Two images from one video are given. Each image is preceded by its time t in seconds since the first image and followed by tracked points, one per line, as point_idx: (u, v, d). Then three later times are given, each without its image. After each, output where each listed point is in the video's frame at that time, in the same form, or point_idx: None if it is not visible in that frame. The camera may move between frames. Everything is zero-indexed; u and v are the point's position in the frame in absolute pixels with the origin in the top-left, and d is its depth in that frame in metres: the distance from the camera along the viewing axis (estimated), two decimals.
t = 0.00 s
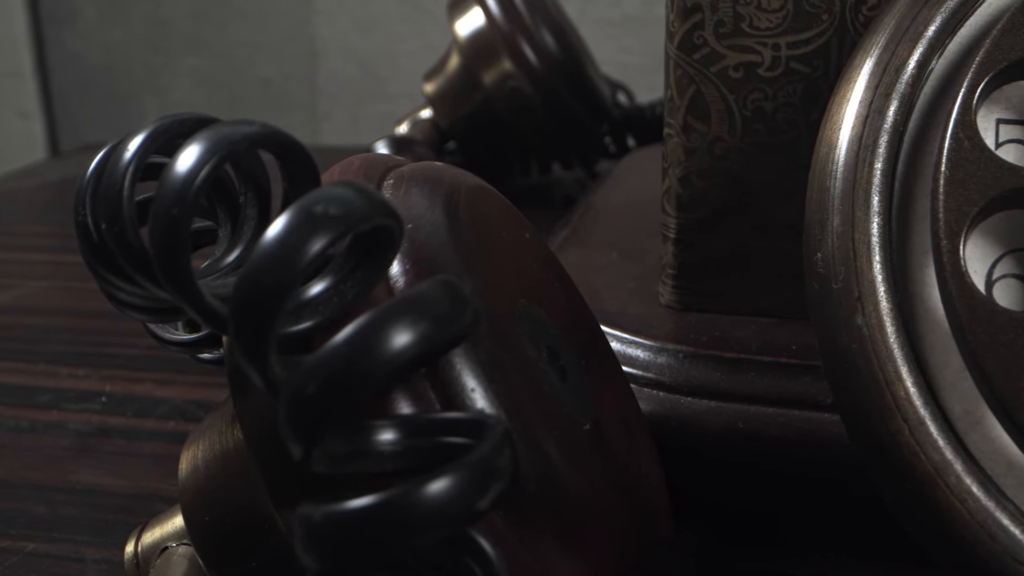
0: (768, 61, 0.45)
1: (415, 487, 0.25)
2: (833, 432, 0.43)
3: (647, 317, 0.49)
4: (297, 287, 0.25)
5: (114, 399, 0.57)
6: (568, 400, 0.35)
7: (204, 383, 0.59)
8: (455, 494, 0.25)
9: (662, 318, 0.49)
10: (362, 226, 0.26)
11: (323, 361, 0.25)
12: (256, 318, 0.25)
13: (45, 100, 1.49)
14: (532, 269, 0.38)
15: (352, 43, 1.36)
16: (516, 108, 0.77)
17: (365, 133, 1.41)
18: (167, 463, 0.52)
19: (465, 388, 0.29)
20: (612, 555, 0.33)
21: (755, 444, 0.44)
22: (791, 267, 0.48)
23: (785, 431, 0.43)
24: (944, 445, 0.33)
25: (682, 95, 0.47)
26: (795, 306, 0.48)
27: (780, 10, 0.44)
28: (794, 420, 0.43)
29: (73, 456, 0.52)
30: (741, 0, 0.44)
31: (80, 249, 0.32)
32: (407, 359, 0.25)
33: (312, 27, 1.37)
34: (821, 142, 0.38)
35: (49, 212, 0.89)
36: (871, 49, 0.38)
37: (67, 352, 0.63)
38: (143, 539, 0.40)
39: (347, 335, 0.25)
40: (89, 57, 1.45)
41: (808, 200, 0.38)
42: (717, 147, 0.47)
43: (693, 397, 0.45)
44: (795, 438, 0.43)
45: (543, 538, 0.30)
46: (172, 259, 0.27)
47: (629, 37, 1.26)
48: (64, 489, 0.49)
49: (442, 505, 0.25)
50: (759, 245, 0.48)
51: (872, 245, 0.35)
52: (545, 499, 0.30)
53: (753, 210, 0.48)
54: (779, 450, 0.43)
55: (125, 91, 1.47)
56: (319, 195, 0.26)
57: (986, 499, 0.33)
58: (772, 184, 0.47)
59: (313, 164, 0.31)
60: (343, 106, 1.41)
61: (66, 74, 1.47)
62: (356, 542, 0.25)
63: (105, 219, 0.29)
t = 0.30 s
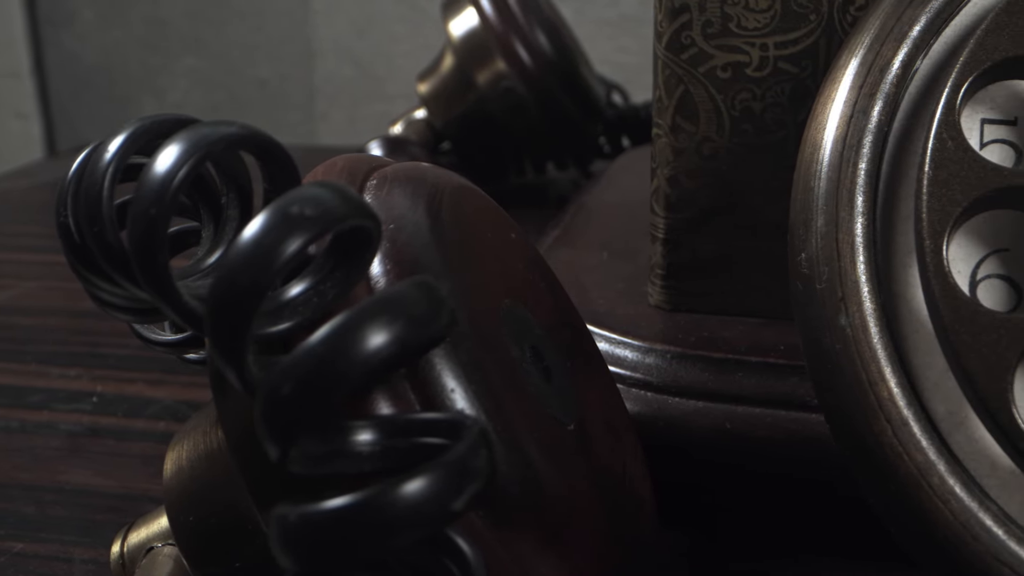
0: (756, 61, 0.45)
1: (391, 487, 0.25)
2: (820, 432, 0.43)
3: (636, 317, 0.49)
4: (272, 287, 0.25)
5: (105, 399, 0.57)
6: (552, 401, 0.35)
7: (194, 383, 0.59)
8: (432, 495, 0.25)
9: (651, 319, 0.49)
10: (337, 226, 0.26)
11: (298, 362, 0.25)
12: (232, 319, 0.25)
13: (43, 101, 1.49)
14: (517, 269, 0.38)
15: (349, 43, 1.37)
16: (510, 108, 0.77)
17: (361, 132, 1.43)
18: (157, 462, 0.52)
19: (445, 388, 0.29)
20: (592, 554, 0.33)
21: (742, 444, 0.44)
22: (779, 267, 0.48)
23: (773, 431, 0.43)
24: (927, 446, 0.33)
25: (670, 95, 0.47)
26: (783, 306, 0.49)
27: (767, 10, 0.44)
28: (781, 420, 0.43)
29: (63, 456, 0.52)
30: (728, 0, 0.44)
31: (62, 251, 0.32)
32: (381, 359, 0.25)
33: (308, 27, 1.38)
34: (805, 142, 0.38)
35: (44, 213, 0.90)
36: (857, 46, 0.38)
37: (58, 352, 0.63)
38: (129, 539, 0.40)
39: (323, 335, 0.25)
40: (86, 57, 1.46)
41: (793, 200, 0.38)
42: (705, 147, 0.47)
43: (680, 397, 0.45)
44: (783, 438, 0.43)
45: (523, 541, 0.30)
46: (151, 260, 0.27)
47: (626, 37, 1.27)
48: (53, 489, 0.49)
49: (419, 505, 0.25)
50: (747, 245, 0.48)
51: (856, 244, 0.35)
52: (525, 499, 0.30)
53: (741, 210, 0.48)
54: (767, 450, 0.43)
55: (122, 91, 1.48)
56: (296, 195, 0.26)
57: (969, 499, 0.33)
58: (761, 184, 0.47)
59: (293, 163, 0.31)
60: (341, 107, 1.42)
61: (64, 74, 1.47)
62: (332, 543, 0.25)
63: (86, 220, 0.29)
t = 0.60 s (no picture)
0: (745, 61, 0.45)
1: (370, 488, 0.25)
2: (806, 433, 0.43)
3: (626, 317, 0.49)
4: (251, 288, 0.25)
5: (97, 400, 0.57)
6: (538, 402, 0.35)
7: (186, 383, 0.59)
8: (411, 496, 0.25)
9: (641, 319, 0.49)
10: (315, 227, 0.26)
11: (277, 363, 0.25)
12: (212, 320, 0.25)
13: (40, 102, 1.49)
14: (504, 269, 0.38)
15: (347, 42, 1.38)
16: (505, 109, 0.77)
17: (358, 131, 1.43)
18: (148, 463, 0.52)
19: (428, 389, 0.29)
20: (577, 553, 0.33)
21: (731, 445, 0.44)
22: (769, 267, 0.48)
23: (762, 431, 0.43)
24: (912, 446, 0.33)
25: (660, 95, 0.46)
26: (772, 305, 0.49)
27: (756, 11, 0.44)
28: (770, 420, 0.43)
29: (54, 457, 0.52)
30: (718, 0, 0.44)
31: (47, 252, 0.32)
32: (360, 360, 0.25)
33: (306, 28, 1.39)
34: (792, 143, 0.38)
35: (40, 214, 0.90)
36: (844, 46, 0.38)
37: (51, 353, 0.63)
38: (117, 539, 0.40)
39: (303, 336, 0.25)
40: (83, 56, 1.47)
41: (779, 200, 0.38)
42: (695, 148, 0.47)
43: (669, 397, 0.45)
44: (771, 438, 0.43)
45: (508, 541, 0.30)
46: (130, 261, 0.27)
47: (623, 38, 1.28)
48: (43, 490, 0.49)
49: (398, 506, 0.25)
50: (736, 245, 0.48)
51: (842, 245, 0.35)
52: (508, 500, 0.30)
53: (731, 211, 0.48)
54: (754, 449, 0.44)
55: (118, 90, 1.49)
56: (275, 196, 0.26)
57: (955, 500, 0.33)
58: (750, 184, 0.47)
59: (272, 161, 0.31)
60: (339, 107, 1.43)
61: (61, 72, 1.48)
62: (311, 544, 0.25)
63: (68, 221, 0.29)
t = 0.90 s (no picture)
0: (734, 61, 0.45)
1: (348, 488, 0.25)
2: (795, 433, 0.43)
3: (616, 317, 0.49)
4: (229, 288, 0.25)
5: (89, 400, 0.58)
6: (523, 402, 0.35)
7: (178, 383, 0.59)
8: (388, 496, 0.25)
9: (631, 319, 0.49)
10: (293, 226, 0.26)
11: (255, 363, 0.25)
12: (190, 320, 0.25)
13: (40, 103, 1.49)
14: (490, 269, 0.38)
15: (345, 43, 1.38)
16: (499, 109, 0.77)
17: (356, 131, 1.43)
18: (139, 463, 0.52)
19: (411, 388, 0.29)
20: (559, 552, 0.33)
21: (719, 445, 0.44)
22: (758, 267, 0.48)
23: (750, 431, 0.43)
24: (897, 447, 0.33)
25: (649, 96, 0.46)
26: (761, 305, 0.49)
27: (745, 11, 0.44)
28: (758, 420, 0.43)
29: (45, 457, 0.52)
30: (707, 0, 0.44)
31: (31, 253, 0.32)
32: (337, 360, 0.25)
33: (304, 28, 1.39)
34: (779, 143, 0.38)
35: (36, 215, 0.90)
36: (830, 46, 0.38)
37: (45, 353, 0.63)
38: (104, 540, 0.40)
39: (281, 336, 0.25)
40: (82, 56, 1.48)
41: (766, 201, 0.38)
42: (685, 148, 0.47)
43: (657, 398, 0.44)
44: (760, 439, 0.43)
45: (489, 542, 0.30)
46: (110, 262, 0.27)
47: (620, 37, 1.28)
48: (33, 490, 0.49)
49: (375, 506, 0.25)
50: (726, 245, 0.48)
51: (827, 245, 0.35)
52: (491, 501, 0.30)
53: (720, 211, 0.48)
54: (742, 450, 0.44)
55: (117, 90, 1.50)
56: (254, 197, 0.26)
57: (939, 500, 0.33)
58: (739, 184, 0.47)
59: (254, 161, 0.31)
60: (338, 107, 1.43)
61: (59, 73, 1.49)
62: (288, 544, 0.25)
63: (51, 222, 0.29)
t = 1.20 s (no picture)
0: (723, 61, 0.45)
1: (327, 488, 0.25)
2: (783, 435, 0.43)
3: (606, 317, 0.49)
4: (208, 288, 0.25)
5: (81, 401, 0.58)
6: (508, 402, 0.35)
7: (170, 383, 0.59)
8: (366, 497, 0.25)
9: (621, 319, 0.49)
10: (273, 226, 0.26)
11: (233, 363, 0.24)
12: (170, 320, 0.25)
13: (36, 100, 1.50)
14: (477, 269, 0.38)
15: (341, 43, 1.38)
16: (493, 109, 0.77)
17: (353, 131, 1.43)
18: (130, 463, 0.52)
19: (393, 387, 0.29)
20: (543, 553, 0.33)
21: (708, 445, 0.44)
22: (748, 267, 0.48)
23: (739, 432, 0.43)
24: (882, 447, 0.33)
25: (639, 96, 0.46)
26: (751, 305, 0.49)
27: (734, 11, 0.44)
28: (747, 421, 0.43)
29: (36, 457, 0.52)
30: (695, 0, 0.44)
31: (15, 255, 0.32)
32: (315, 360, 0.25)
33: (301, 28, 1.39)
34: (765, 144, 0.38)
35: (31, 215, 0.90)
36: (817, 46, 0.38)
37: (37, 353, 0.63)
38: (92, 540, 0.40)
39: (259, 336, 0.25)
40: (80, 55, 1.49)
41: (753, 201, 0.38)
42: (675, 148, 0.47)
43: (646, 398, 0.44)
44: (749, 439, 0.43)
45: (472, 542, 0.30)
46: (91, 264, 0.27)
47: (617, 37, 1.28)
48: (24, 490, 0.49)
49: (354, 506, 0.25)
50: (716, 245, 0.48)
51: (813, 245, 0.35)
52: (474, 502, 0.30)
53: (709, 211, 0.48)
54: (730, 450, 0.44)
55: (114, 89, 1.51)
56: (234, 197, 0.26)
57: (923, 500, 0.33)
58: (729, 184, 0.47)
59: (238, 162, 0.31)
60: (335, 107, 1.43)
61: (57, 73, 1.50)
62: (267, 543, 0.25)
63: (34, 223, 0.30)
